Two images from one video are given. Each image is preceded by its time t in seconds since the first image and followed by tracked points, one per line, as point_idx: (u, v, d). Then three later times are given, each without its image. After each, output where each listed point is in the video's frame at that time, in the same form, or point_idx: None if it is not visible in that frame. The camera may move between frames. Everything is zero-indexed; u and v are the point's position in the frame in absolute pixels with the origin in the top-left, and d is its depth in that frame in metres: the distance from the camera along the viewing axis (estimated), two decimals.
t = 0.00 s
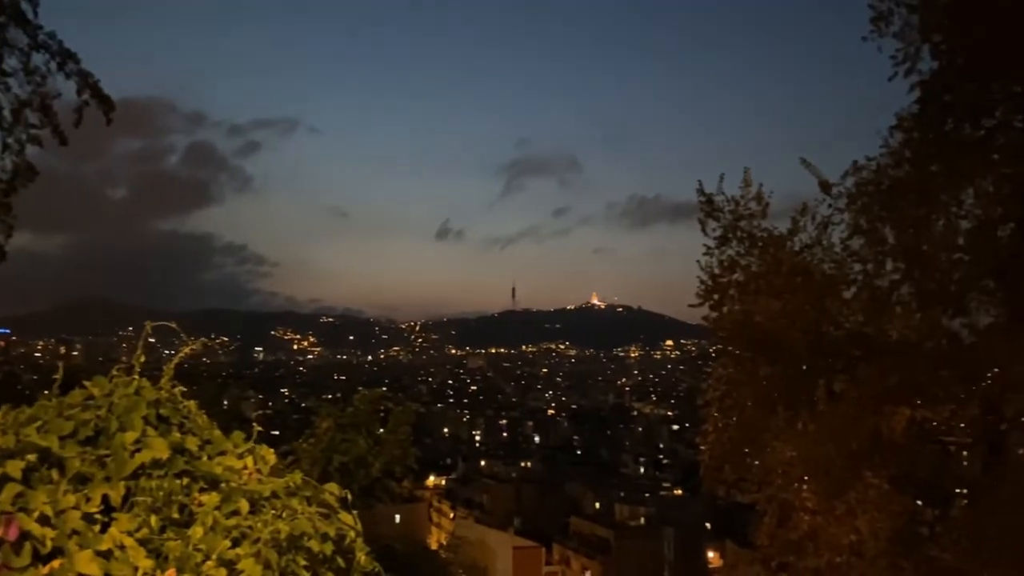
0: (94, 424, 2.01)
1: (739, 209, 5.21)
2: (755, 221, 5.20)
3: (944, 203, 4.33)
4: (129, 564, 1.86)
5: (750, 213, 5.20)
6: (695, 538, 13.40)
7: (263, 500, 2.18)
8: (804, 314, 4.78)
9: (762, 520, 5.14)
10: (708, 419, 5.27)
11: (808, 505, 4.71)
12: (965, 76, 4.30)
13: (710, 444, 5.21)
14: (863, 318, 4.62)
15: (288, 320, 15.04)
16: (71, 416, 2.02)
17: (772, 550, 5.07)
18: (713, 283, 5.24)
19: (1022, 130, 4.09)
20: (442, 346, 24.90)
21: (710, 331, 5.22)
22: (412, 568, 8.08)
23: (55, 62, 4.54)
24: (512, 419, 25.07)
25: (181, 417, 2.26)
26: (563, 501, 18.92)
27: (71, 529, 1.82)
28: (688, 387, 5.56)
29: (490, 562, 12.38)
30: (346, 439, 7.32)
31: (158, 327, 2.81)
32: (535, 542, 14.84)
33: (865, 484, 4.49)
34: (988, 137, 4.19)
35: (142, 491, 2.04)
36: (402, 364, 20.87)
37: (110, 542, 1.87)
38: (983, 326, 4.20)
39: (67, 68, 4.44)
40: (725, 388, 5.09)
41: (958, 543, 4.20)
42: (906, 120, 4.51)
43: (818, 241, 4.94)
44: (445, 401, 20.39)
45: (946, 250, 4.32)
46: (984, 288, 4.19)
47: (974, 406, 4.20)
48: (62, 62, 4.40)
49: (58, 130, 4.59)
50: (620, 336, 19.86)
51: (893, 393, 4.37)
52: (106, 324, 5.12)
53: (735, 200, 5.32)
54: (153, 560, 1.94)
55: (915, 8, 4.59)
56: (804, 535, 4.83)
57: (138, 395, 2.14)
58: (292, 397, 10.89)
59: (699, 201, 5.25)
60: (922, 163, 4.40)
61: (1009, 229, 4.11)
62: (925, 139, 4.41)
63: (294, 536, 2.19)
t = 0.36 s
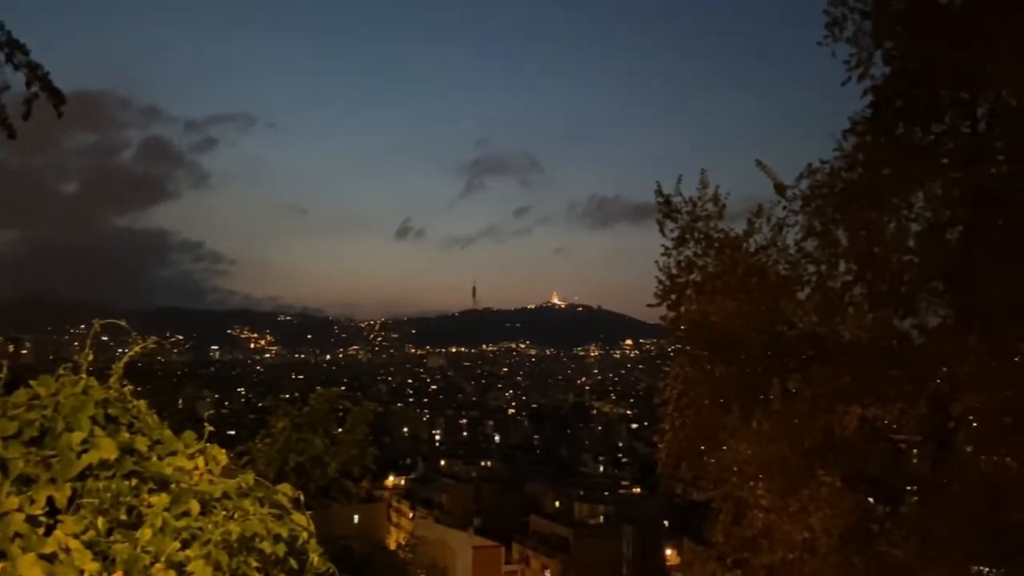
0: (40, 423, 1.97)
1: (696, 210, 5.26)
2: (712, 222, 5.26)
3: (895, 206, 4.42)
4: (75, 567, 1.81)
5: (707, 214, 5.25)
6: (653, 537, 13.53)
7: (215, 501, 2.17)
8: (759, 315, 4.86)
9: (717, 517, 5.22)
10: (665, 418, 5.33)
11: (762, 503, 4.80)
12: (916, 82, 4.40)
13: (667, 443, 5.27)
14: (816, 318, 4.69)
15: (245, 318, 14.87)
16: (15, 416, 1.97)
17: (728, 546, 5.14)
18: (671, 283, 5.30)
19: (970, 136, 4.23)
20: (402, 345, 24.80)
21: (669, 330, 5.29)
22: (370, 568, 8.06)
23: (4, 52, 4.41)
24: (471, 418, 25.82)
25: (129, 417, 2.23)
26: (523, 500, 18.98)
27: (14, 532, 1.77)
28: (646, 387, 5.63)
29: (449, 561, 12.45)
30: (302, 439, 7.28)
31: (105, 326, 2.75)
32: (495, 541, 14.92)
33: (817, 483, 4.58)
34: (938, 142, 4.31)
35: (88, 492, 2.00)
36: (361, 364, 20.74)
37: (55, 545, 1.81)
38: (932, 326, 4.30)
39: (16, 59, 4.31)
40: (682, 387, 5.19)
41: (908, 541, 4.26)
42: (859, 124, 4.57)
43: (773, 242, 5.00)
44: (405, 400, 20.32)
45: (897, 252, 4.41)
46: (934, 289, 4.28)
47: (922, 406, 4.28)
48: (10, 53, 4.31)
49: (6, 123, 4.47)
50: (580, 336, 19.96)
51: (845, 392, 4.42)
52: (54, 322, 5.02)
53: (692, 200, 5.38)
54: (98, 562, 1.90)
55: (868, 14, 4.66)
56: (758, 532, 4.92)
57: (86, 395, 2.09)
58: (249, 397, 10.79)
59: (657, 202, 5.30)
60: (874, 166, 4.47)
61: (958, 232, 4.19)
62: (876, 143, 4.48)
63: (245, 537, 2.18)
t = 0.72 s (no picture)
0: None
1: (655, 212, 5.30)
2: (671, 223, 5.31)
3: (849, 209, 4.49)
4: (19, 571, 1.78)
5: (666, 215, 5.29)
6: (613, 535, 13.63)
7: (166, 503, 2.14)
8: (717, 315, 4.92)
9: (675, 515, 5.28)
10: (625, 417, 5.42)
11: (719, 501, 4.81)
12: (870, 87, 4.49)
13: (627, 442, 5.36)
14: (772, 319, 4.76)
15: (203, 317, 14.69)
16: None
17: (683, 545, 5.25)
18: (630, 283, 5.34)
19: (922, 140, 4.35)
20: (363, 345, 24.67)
21: (629, 330, 5.33)
22: (329, 568, 8.02)
23: None
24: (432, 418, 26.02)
25: (78, 418, 2.20)
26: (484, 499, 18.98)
27: None
28: (607, 386, 5.69)
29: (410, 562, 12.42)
30: (259, 440, 7.22)
31: (54, 324, 2.67)
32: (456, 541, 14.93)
33: (772, 480, 4.62)
34: (890, 147, 4.42)
35: (34, 495, 1.99)
36: (321, 364, 20.61)
37: None
38: (884, 327, 4.38)
39: None
40: (642, 386, 5.27)
41: (861, 536, 4.31)
42: (815, 127, 4.64)
43: (731, 244, 5.07)
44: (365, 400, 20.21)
45: (850, 254, 4.49)
46: (886, 291, 4.36)
47: (876, 404, 4.39)
48: None
49: None
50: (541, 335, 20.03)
51: (800, 391, 4.51)
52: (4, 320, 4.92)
53: (652, 202, 5.42)
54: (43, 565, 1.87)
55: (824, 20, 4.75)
56: (715, 530, 4.95)
57: (32, 394, 2.05)
58: (207, 397, 10.68)
59: (617, 203, 5.33)
60: (830, 169, 4.57)
61: (909, 234, 4.28)
62: (831, 147, 4.58)
63: (197, 539, 2.16)
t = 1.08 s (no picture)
0: None
1: (620, 212, 5.32)
2: (636, 223, 5.32)
3: (810, 211, 4.51)
4: None
5: (631, 216, 5.31)
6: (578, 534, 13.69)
7: (119, 504, 2.24)
8: (681, 315, 4.96)
9: (637, 513, 5.25)
10: (589, 417, 5.39)
11: (681, 499, 4.82)
12: (829, 90, 4.52)
13: (591, 441, 5.34)
14: (733, 319, 4.81)
15: (163, 316, 14.48)
16: None
17: (645, 542, 5.21)
18: (595, 283, 5.36)
19: (880, 143, 4.42)
20: (328, 344, 24.48)
21: (594, 330, 5.35)
22: (291, 570, 7.95)
23: None
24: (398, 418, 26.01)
25: (30, 420, 2.29)
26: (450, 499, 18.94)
27: None
28: (572, 386, 5.69)
29: (374, 564, 12.39)
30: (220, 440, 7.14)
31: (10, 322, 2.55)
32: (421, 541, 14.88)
33: (733, 478, 4.64)
34: (850, 149, 4.46)
35: None
36: (285, 363, 20.43)
37: None
38: (843, 327, 4.45)
39: None
40: (607, 385, 5.24)
41: (820, 534, 4.42)
42: (777, 129, 4.66)
43: (694, 244, 5.10)
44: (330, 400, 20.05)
45: (811, 255, 4.50)
46: (845, 292, 4.43)
47: (835, 403, 4.46)
48: None
49: None
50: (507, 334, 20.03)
51: (762, 390, 4.55)
52: None
53: (616, 202, 5.43)
54: None
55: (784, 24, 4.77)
56: (676, 528, 4.94)
57: None
58: (167, 397, 10.53)
59: (583, 203, 5.35)
60: (791, 171, 4.58)
61: (869, 236, 4.36)
62: (793, 150, 4.59)
63: (151, 542, 2.23)
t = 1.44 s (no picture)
0: None
1: (581, 211, 5.34)
2: (597, 222, 5.33)
3: (767, 212, 4.57)
4: None
5: (592, 215, 5.33)
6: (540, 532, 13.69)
7: (68, 507, 2.45)
8: (640, 314, 5.00)
9: (597, 511, 5.28)
10: (551, 415, 5.43)
11: (640, 496, 4.85)
12: (787, 92, 4.57)
13: (552, 439, 5.36)
14: (692, 318, 4.87)
15: (120, 314, 14.28)
16: None
17: (605, 540, 5.23)
18: (556, 282, 5.37)
19: (836, 146, 4.49)
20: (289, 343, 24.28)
21: (555, 329, 5.35)
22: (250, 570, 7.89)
23: None
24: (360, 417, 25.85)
25: None
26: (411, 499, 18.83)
27: None
28: (534, 384, 5.71)
29: (334, 564, 12.32)
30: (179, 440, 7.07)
31: None
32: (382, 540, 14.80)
33: (692, 475, 4.66)
34: (807, 151, 4.52)
35: None
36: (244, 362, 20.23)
37: None
38: (799, 326, 4.51)
39: None
40: (567, 384, 5.25)
41: (777, 530, 4.46)
42: (735, 131, 4.73)
43: (654, 244, 5.13)
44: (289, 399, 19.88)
45: (768, 255, 4.56)
46: (801, 291, 4.49)
47: (791, 399, 4.53)
48: None
49: None
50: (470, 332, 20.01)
51: (719, 387, 4.61)
52: None
53: (578, 201, 5.45)
54: None
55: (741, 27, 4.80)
56: (636, 525, 4.97)
57: None
58: (124, 396, 10.39)
59: (545, 202, 5.36)
60: (749, 172, 4.63)
61: (825, 237, 4.43)
62: (750, 151, 4.65)
63: (101, 545, 2.47)
